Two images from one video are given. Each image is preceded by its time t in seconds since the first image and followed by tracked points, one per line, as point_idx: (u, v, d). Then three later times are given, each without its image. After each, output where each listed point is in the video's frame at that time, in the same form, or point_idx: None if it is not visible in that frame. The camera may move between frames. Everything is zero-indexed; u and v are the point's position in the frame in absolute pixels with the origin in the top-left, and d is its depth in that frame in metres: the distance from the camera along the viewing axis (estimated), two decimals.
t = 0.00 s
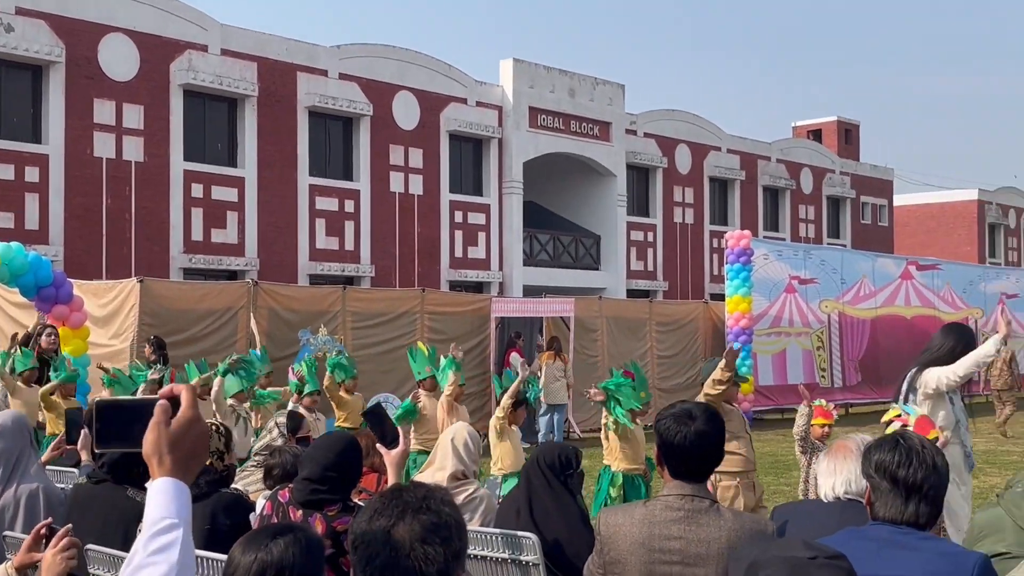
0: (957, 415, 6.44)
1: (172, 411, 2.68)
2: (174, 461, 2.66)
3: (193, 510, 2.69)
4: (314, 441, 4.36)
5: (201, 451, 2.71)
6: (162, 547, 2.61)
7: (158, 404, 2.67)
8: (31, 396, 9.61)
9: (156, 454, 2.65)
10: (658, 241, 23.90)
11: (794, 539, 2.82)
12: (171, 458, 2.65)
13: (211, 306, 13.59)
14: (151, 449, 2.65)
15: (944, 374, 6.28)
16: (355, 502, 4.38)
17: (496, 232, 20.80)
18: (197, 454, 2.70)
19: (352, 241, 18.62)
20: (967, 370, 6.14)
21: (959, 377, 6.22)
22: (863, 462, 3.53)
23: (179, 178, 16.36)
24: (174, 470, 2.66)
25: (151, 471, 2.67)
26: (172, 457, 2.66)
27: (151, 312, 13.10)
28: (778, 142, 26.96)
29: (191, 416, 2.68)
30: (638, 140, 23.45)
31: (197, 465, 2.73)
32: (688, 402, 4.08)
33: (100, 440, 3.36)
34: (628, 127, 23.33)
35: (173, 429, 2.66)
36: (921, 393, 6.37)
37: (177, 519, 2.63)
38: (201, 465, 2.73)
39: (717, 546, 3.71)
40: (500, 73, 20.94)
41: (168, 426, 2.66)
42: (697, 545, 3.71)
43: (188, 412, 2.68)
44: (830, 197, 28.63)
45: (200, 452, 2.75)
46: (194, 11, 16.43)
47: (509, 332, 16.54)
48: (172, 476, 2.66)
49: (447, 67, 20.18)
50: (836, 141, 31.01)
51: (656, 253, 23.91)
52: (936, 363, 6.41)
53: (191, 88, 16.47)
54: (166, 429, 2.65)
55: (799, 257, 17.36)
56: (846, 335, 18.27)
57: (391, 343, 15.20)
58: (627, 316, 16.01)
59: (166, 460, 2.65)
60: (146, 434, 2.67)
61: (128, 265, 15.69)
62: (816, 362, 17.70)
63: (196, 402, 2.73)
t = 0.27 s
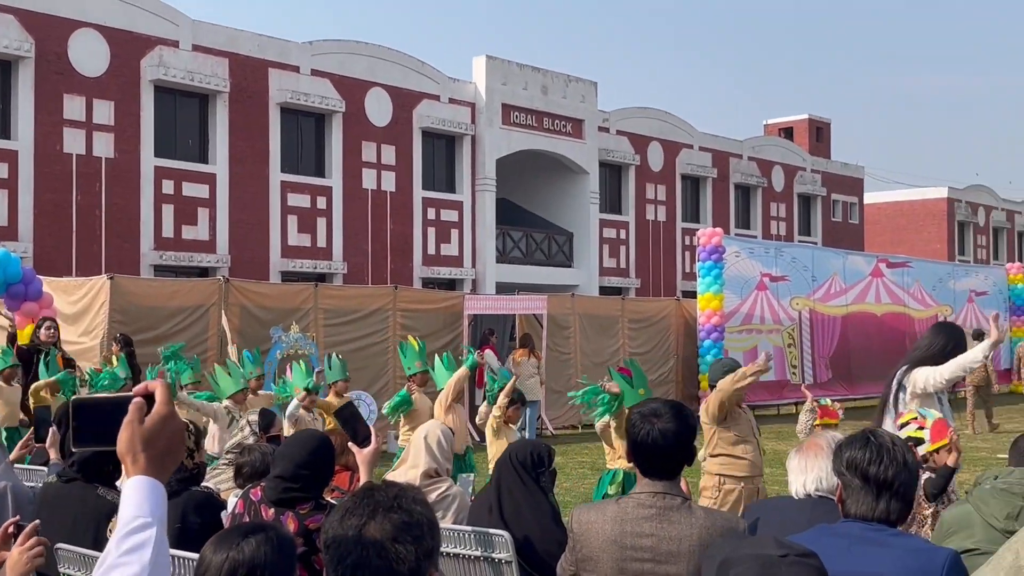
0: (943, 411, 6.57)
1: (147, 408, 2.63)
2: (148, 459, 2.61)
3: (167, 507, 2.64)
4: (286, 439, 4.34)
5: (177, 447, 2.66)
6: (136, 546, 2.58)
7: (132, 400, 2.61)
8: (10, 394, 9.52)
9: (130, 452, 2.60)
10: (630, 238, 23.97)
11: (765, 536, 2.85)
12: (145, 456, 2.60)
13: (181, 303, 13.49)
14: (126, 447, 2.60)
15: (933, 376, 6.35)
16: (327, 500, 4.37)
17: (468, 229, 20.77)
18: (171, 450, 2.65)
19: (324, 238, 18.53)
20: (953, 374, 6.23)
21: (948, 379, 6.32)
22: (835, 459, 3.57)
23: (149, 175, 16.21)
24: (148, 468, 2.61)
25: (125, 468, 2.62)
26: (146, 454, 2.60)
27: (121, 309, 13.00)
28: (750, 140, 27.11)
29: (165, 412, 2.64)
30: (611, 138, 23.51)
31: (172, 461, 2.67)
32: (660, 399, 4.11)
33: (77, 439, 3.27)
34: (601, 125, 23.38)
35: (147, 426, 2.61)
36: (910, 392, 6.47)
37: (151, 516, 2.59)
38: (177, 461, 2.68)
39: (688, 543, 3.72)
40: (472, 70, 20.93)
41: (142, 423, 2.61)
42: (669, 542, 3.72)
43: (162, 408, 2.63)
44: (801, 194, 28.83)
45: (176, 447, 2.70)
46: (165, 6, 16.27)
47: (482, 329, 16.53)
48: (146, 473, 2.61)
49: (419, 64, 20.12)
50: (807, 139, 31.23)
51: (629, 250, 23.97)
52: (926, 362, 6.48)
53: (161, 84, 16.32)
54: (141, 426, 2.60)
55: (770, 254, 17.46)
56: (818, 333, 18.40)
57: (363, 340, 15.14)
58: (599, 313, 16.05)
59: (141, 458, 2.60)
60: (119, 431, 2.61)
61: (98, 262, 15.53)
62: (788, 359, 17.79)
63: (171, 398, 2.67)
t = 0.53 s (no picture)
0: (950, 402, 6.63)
1: (134, 399, 2.61)
2: (136, 450, 2.59)
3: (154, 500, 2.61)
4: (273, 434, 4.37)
5: (165, 437, 2.65)
6: (120, 539, 2.58)
7: (120, 392, 2.60)
8: (10, 392, 9.56)
9: (117, 444, 2.58)
10: (615, 235, 24.01)
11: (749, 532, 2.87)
12: (132, 448, 2.58)
13: (165, 298, 13.44)
14: (112, 438, 2.58)
15: (943, 371, 6.39)
16: (313, 497, 4.37)
17: (453, 225, 20.76)
18: (159, 440, 2.63)
19: (308, 233, 18.49)
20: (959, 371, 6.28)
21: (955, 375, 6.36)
22: (824, 455, 3.59)
23: (132, 170, 16.12)
24: (135, 460, 2.59)
25: (112, 460, 2.59)
26: (134, 446, 2.58)
27: (104, 305, 12.93)
28: (734, 136, 27.18)
29: (153, 402, 2.62)
30: (596, 134, 23.53)
31: (160, 453, 2.65)
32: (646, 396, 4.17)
33: (64, 430, 3.23)
34: (586, 121, 23.40)
35: (134, 417, 2.59)
36: (920, 386, 6.51)
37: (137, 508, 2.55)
38: (165, 454, 2.66)
39: (674, 540, 3.73)
40: (457, 66, 20.90)
41: (130, 415, 2.59)
42: (655, 538, 3.73)
43: (151, 398, 2.61)
44: (785, 190, 28.93)
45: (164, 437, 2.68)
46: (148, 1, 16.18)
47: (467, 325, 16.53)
48: (133, 465, 2.59)
49: (404, 59, 20.08)
50: (791, 136, 31.34)
51: (613, 247, 24.01)
52: (936, 357, 6.53)
53: (144, 79, 16.24)
54: (128, 418, 2.58)
55: (754, 250, 17.52)
56: (801, 329, 18.47)
57: (348, 336, 15.11)
58: (584, 309, 16.07)
59: (128, 450, 2.58)
60: (107, 422, 2.59)
61: (82, 258, 15.45)
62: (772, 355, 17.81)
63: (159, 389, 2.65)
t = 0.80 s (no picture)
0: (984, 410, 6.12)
1: (128, 395, 2.59)
2: (130, 447, 2.57)
3: (147, 498, 2.58)
4: (268, 428, 4.37)
5: (158, 434, 2.63)
6: (111, 538, 2.51)
7: (114, 388, 2.59)
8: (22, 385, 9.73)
9: (111, 440, 2.55)
10: (609, 230, 24.02)
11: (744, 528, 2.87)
12: (127, 444, 2.56)
13: (158, 294, 13.41)
14: (106, 434, 2.55)
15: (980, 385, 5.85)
16: (307, 492, 4.37)
17: (447, 220, 20.74)
18: (152, 437, 2.61)
19: (302, 229, 18.47)
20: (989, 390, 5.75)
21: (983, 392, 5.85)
22: (820, 451, 3.60)
23: (126, 165, 16.08)
24: (129, 456, 2.57)
25: (106, 457, 2.57)
26: (128, 443, 2.56)
27: (98, 300, 12.93)
28: (728, 132, 27.19)
29: (146, 399, 2.61)
30: (590, 130, 23.52)
31: (154, 450, 2.63)
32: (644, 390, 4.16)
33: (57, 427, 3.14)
34: (580, 116, 23.39)
35: (128, 414, 2.58)
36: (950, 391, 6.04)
37: (131, 506, 2.53)
38: (159, 450, 2.64)
39: (669, 535, 3.73)
40: (451, 61, 20.87)
41: (124, 412, 2.58)
42: (651, 533, 3.73)
43: (144, 394, 2.60)
44: (779, 186, 28.96)
45: (158, 434, 2.65)
46: None
47: (461, 320, 16.53)
48: (126, 462, 2.57)
49: (398, 54, 20.04)
50: (785, 131, 31.37)
51: (608, 242, 24.02)
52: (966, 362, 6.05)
53: (138, 74, 16.19)
54: (122, 415, 2.57)
55: (748, 246, 17.52)
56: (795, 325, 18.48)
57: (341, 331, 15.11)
58: (578, 304, 16.07)
59: (122, 447, 2.56)
60: (100, 419, 2.57)
61: (75, 253, 15.42)
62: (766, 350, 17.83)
63: (153, 385, 2.63)
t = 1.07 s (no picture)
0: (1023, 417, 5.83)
1: (133, 391, 2.64)
2: (132, 445, 2.61)
3: (151, 496, 2.62)
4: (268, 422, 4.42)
5: (160, 431, 2.68)
6: (112, 536, 2.54)
7: (118, 385, 2.63)
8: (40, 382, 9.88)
9: (114, 437, 2.61)
10: (610, 226, 24.02)
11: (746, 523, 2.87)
12: (129, 442, 2.60)
13: (157, 289, 13.43)
14: (109, 431, 2.61)
15: None
16: (308, 487, 4.38)
17: (447, 216, 20.74)
18: (154, 434, 2.66)
19: (303, 224, 18.46)
20: None
21: None
22: (820, 447, 3.61)
23: (126, 161, 16.07)
24: (131, 454, 2.61)
25: (108, 454, 2.62)
26: (130, 440, 2.61)
27: (98, 295, 12.95)
28: (728, 127, 27.18)
29: (150, 395, 2.65)
30: (590, 125, 23.52)
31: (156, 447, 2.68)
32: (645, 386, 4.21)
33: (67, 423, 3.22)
34: (580, 112, 23.38)
35: (131, 412, 2.62)
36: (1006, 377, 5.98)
37: (133, 503, 2.57)
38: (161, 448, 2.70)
39: (670, 530, 3.74)
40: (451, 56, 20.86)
41: (127, 409, 2.62)
42: (654, 527, 3.74)
43: (148, 391, 2.65)
44: (780, 182, 28.96)
45: (161, 431, 2.70)
46: None
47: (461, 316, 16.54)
48: (129, 459, 2.61)
49: (398, 50, 20.02)
50: (785, 127, 31.37)
51: (608, 238, 24.04)
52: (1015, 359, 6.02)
53: (138, 69, 16.18)
54: (125, 412, 2.61)
55: (748, 242, 17.52)
56: (795, 321, 18.50)
57: (341, 327, 15.11)
58: (578, 300, 16.07)
59: (124, 445, 2.61)
60: (104, 415, 2.62)
61: (75, 248, 15.43)
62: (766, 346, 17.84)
63: (157, 382, 2.67)
